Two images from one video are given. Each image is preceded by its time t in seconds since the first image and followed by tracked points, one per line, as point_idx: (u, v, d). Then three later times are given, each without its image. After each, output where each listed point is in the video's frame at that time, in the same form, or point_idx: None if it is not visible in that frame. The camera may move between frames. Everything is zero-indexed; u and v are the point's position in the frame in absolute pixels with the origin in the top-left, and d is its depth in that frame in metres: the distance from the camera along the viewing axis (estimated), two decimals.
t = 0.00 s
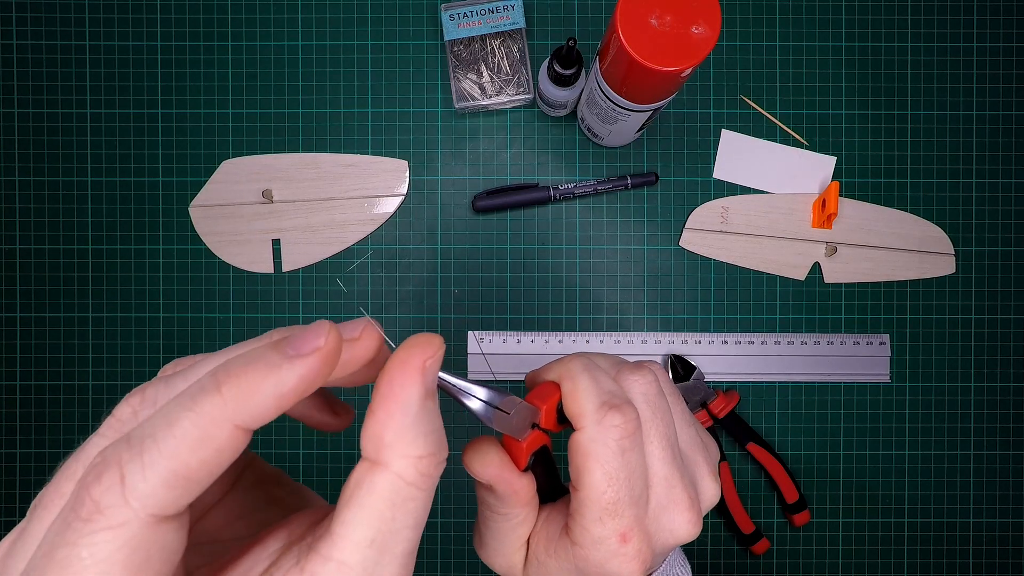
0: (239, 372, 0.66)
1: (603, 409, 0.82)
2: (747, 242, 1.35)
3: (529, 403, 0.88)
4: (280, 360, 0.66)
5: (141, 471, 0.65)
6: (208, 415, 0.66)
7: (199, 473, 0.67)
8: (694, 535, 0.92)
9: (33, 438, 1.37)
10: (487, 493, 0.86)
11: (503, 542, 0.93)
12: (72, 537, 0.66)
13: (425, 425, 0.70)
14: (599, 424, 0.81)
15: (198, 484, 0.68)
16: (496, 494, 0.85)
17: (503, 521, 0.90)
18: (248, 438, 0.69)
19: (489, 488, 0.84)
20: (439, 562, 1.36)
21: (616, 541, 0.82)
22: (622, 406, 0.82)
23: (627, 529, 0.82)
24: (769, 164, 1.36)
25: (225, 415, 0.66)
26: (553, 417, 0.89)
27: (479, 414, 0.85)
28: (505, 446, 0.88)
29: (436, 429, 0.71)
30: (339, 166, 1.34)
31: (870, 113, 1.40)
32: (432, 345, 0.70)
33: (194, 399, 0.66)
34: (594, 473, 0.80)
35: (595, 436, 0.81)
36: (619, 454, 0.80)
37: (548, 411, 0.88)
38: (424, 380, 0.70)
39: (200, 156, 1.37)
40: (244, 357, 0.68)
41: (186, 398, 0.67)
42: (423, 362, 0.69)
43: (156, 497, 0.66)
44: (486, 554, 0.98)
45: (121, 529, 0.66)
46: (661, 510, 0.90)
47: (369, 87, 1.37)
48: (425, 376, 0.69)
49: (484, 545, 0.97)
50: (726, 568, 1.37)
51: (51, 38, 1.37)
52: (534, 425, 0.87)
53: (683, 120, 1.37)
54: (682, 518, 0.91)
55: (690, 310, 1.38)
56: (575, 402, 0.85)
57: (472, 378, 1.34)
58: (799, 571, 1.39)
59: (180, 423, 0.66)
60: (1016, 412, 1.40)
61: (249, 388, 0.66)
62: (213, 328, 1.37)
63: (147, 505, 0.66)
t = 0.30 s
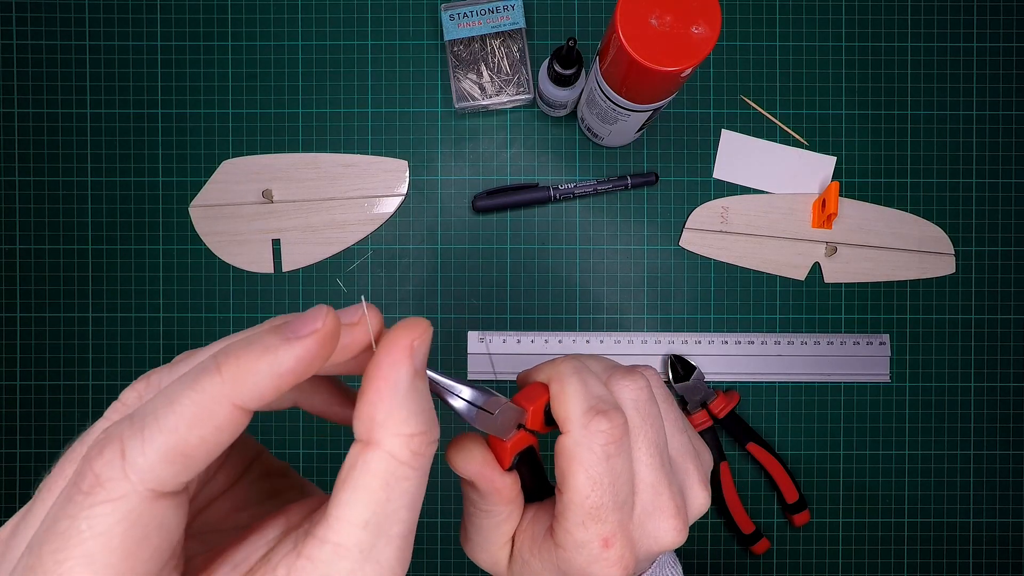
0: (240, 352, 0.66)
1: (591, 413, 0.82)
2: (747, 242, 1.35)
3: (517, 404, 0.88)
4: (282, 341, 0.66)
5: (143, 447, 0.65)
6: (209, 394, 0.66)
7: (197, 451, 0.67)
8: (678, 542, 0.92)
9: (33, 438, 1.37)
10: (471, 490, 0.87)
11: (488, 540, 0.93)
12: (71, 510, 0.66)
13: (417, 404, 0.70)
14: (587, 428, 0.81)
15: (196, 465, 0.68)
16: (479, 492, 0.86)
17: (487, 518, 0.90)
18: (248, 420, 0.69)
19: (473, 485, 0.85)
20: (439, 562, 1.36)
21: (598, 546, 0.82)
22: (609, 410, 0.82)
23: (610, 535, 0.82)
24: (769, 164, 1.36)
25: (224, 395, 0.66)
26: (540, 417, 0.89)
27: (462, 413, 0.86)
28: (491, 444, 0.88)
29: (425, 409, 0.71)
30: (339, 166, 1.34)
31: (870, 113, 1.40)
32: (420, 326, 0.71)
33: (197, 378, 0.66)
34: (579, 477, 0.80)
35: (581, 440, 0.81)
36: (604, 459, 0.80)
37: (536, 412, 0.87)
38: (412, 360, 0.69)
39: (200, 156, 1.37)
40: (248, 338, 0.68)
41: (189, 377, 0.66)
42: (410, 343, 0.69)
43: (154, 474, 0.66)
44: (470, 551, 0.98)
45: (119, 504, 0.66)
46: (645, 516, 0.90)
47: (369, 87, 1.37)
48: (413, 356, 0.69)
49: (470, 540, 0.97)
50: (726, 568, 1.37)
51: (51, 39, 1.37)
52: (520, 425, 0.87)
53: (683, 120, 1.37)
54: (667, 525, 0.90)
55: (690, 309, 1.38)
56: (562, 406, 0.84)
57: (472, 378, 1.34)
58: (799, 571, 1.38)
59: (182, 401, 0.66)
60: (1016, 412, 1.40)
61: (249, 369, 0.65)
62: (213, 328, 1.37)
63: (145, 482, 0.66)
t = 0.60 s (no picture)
0: (304, 375, 0.64)
1: (580, 397, 0.80)
2: (747, 242, 1.35)
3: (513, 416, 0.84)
4: (347, 384, 0.63)
5: (169, 423, 0.64)
6: (256, 406, 0.64)
7: (215, 450, 0.65)
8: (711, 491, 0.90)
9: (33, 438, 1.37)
10: (499, 521, 0.80)
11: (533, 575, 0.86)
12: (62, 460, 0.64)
13: (380, 478, 0.67)
14: (581, 410, 0.80)
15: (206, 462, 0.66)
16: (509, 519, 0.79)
17: (527, 551, 0.83)
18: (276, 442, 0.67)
19: (501, 514, 0.79)
20: (439, 562, 1.36)
21: (642, 516, 0.79)
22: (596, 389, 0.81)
23: (649, 500, 0.79)
24: (769, 164, 1.36)
25: (268, 412, 0.64)
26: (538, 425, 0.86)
27: (472, 436, 0.80)
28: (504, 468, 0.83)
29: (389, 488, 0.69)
30: (339, 166, 1.34)
31: (870, 113, 1.40)
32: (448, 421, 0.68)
33: (251, 383, 0.64)
34: (596, 458, 0.78)
35: (585, 423, 0.79)
36: (611, 431, 0.79)
37: (532, 418, 0.84)
38: (407, 440, 0.66)
39: (200, 156, 1.37)
40: (318, 362, 0.66)
41: (246, 379, 0.65)
42: (417, 425, 0.66)
43: (167, 457, 0.64)
44: None
45: (116, 482, 0.64)
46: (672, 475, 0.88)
47: (369, 87, 1.37)
48: (408, 435, 0.66)
49: None
50: (726, 569, 1.37)
51: (51, 39, 1.37)
52: (524, 435, 0.83)
53: (683, 120, 1.37)
54: (695, 473, 0.88)
55: (690, 309, 1.38)
56: (550, 402, 0.82)
57: (472, 378, 1.34)
58: (799, 571, 1.39)
59: (230, 399, 0.64)
60: (1016, 412, 1.40)
61: (305, 397, 0.63)
62: (213, 328, 1.37)
63: (152, 458, 0.64)
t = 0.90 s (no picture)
0: (292, 377, 0.60)
1: (556, 398, 0.79)
2: (747, 242, 1.35)
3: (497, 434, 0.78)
4: (331, 401, 0.59)
5: (141, 383, 0.60)
6: (233, 392, 0.60)
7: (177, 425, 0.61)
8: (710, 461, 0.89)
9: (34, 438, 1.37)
10: (509, 547, 0.77)
11: None
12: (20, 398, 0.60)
13: (326, 501, 0.64)
14: (561, 411, 0.78)
15: (164, 436, 0.62)
16: (519, 543, 0.76)
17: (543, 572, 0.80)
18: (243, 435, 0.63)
19: (511, 539, 0.76)
20: (439, 562, 1.36)
21: (651, 503, 0.77)
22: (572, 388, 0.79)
23: (653, 485, 0.78)
24: (769, 164, 1.36)
25: (242, 402, 0.60)
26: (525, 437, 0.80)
27: (456, 463, 0.74)
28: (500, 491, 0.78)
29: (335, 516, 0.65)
30: (339, 166, 1.34)
31: (870, 113, 1.40)
32: (414, 460, 0.65)
33: (239, 368, 0.61)
34: (589, 458, 0.77)
35: (570, 426, 0.77)
36: (595, 424, 0.77)
37: (517, 434, 0.78)
38: (366, 467, 0.63)
39: (200, 156, 1.37)
40: (311, 367, 0.63)
41: (234, 362, 0.61)
42: (378, 452, 0.63)
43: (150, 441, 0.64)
44: None
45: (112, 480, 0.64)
46: (669, 455, 0.86)
47: (369, 87, 1.37)
48: (367, 460, 0.63)
49: None
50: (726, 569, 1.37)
51: (51, 38, 1.37)
52: (511, 454, 0.77)
53: (683, 120, 1.37)
54: (691, 449, 0.87)
55: (690, 310, 1.38)
56: (528, 414, 0.79)
57: (472, 377, 1.34)
58: (799, 571, 1.38)
59: (212, 375, 0.60)
60: (1016, 412, 1.40)
61: (285, 400, 0.59)
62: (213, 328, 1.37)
63: (112, 414, 0.60)
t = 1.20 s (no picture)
0: (294, 376, 0.60)
1: (568, 399, 0.78)
2: (747, 242, 1.35)
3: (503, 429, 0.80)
4: (336, 398, 0.59)
5: (149, 392, 0.59)
6: (236, 395, 0.59)
7: (183, 432, 0.60)
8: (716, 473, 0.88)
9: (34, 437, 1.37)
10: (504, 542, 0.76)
11: None
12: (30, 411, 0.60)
13: (346, 513, 0.62)
14: (572, 412, 0.77)
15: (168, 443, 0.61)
16: (516, 537, 0.75)
17: (539, 568, 0.79)
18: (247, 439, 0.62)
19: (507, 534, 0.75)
20: (439, 562, 1.36)
21: (652, 514, 0.77)
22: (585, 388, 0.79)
23: (657, 497, 0.77)
24: (769, 164, 1.36)
25: (246, 406, 0.59)
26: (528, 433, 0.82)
27: (460, 459, 0.74)
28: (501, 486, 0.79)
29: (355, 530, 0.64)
30: (339, 166, 1.34)
31: (870, 113, 1.40)
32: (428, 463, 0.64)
33: (241, 372, 0.60)
34: (594, 462, 0.76)
35: (577, 428, 0.77)
36: (603, 429, 0.77)
37: (524, 432, 0.81)
38: (387, 476, 0.62)
39: (200, 156, 1.37)
40: (313, 367, 0.62)
41: (237, 365, 0.61)
42: (395, 459, 0.62)
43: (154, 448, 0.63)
44: None
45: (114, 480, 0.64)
46: (676, 466, 0.85)
47: (369, 87, 1.37)
48: (386, 469, 0.62)
49: None
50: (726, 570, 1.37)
51: (51, 38, 1.37)
52: (516, 450, 0.79)
53: (683, 120, 1.37)
54: (698, 461, 0.86)
55: (690, 310, 1.38)
56: (538, 410, 0.79)
57: (472, 377, 1.34)
58: (799, 571, 1.38)
59: (215, 381, 0.59)
60: (1016, 412, 1.40)
61: (288, 399, 0.59)
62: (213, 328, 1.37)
63: (121, 423, 0.60)
